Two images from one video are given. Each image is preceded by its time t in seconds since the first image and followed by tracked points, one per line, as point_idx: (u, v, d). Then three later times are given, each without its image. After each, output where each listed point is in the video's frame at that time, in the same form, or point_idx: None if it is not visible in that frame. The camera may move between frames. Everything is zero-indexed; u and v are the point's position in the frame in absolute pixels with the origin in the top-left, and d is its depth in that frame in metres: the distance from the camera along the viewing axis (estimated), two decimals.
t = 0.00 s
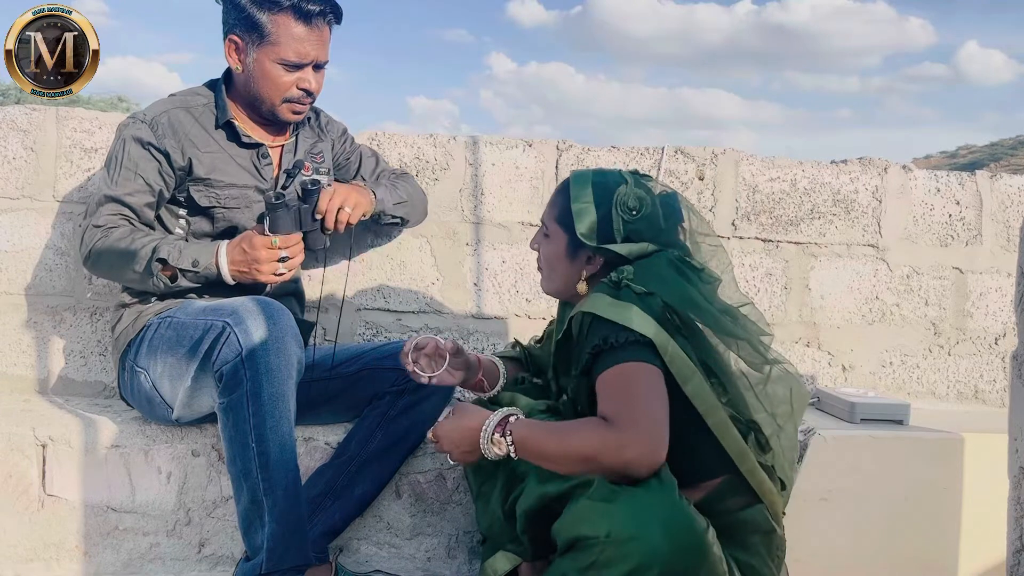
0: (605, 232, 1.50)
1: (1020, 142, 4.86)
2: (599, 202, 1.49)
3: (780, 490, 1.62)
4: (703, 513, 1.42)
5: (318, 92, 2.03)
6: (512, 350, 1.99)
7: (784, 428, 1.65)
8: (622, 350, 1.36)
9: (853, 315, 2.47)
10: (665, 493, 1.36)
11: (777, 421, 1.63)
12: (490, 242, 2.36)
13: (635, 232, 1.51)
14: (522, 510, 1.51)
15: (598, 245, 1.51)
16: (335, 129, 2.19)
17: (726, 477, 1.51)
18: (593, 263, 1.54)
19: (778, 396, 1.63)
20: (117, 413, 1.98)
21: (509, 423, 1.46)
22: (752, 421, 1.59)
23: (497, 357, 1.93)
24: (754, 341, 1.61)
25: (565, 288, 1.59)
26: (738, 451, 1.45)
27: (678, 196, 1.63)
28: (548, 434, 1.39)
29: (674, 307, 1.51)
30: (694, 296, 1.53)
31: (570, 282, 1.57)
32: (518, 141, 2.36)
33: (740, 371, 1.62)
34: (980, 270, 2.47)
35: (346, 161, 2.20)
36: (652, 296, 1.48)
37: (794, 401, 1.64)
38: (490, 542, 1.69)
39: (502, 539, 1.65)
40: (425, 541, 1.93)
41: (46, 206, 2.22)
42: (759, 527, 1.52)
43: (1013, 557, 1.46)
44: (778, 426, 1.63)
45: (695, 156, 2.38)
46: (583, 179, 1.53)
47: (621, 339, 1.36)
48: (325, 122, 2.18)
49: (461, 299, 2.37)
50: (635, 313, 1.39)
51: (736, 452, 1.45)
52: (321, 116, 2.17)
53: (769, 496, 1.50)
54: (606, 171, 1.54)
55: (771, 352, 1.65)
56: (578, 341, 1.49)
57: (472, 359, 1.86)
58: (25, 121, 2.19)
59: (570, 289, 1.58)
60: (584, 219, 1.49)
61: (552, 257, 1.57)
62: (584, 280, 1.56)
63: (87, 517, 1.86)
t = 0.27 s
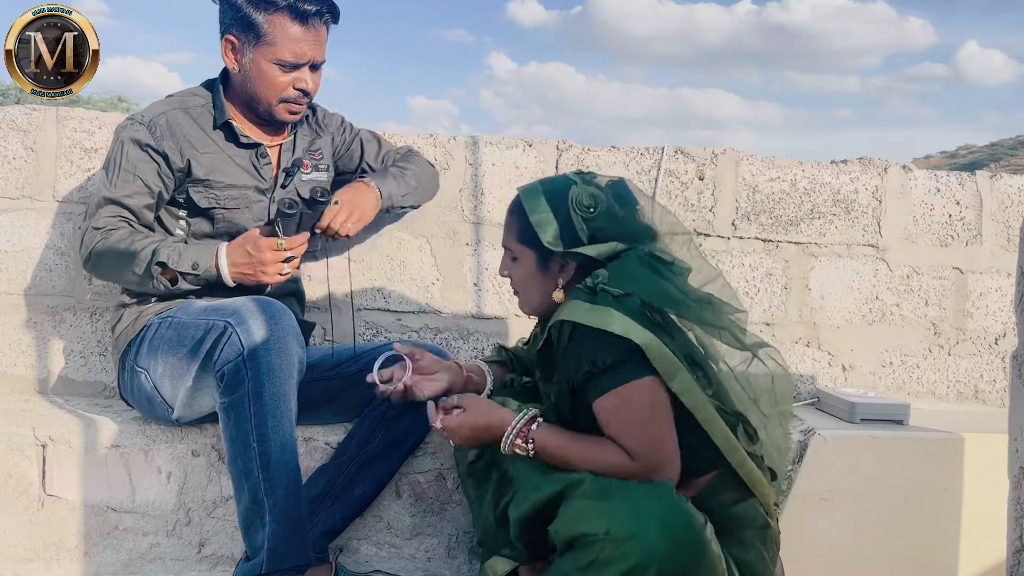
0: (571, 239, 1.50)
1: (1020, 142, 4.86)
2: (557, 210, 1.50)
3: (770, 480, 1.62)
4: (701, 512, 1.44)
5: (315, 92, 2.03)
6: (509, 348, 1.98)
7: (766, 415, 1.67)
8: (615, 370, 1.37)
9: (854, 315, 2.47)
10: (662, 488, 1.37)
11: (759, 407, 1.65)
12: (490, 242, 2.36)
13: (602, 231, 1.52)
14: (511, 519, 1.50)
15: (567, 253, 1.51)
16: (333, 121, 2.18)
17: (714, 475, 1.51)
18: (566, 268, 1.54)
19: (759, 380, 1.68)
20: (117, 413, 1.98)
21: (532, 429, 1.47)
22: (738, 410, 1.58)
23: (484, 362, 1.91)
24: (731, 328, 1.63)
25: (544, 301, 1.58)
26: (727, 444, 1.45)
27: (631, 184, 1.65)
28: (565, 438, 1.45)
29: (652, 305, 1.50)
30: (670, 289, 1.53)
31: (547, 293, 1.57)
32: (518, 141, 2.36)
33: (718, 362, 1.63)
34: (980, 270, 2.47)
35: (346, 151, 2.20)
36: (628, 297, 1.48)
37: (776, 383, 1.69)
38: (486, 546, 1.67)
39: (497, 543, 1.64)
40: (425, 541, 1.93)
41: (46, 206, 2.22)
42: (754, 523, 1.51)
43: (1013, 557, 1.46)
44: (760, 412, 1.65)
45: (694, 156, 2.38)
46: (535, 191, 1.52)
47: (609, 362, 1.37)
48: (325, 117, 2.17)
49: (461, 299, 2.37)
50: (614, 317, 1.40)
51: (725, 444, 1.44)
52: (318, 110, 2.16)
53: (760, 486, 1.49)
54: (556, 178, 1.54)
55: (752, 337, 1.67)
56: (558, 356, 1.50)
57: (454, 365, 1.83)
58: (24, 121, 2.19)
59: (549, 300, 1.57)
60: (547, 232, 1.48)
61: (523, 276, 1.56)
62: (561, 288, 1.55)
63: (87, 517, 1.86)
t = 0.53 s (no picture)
0: (572, 243, 1.50)
1: (1020, 142, 4.86)
2: (557, 214, 1.49)
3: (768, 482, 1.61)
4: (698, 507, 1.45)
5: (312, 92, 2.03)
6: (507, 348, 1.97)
7: (766, 417, 1.66)
8: (601, 379, 1.38)
9: (854, 315, 2.47)
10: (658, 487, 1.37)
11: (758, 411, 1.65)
12: (490, 242, 2.36)
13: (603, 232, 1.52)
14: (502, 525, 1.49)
15: (570, 256, 1.50)
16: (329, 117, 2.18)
17: (715, 476, 1.50)
18: (570, 272, 1.53)
19: (758, 384, 1.68)
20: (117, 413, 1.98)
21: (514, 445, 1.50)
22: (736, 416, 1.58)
23: (482, 365, 1.90)
24: (729, 331, 1.63)
25: (546, 307, 1.57)
26: (720, 450, 1.45)
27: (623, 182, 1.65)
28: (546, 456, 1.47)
29: (649, 309, 1.51)
30: (665, 293, 1.54)
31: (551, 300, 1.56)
32: (518, 141, 2.36)
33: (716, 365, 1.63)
34: (980, 270, 2.47)
35: (345, 141, 2.22)
36: (624, 303, 1.49)
37: (774, 386, 1.69)
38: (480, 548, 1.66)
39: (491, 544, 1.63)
40: (425, 541, 1.93)
41: (46, 206, 2.22)
42: (752, 523, 1.51)
43: (1013, 557, 1.46)
44: (758, 415, 1.65)
45: (694, 156, 2.38)
46: (532, 196, 1.52)
47: (597, 369, 1.39)
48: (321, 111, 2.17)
49: (461, 299, 2.37)
50: (605, 324, 1.41)
51: (716, 450, 1.45)
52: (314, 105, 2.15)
53: (758, 490, 1.49)
54: (553, 182, 1.54)
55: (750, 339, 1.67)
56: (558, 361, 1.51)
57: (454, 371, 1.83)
58: (24, 121, 2.19)
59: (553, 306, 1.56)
60: (549, 237, 1.48)
61: (525, 284, 1.54)
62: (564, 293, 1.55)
63: (87, 517, 1.86)
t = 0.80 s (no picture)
0: (578, 252, 1.48)
1: (1020, 142, 4.86)
2: (560, 223, 1.47)
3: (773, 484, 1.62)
4: (701, 510, 1.45)
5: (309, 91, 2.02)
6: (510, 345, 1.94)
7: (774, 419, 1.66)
8: (619, 385, 1.37)
9: (854, 315, 2.47)
10: (663, 490, 1.36)
11: (767, 412, 1.65)
12: (490, 242, 2.36)
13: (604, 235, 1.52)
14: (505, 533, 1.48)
15: (577, 265, 1.49)
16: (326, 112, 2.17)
17: (719, 478, 1.50)
18: (577, 281, 1.51)
19: (768, 385, 1.66)
20: (117, 414, 1.98)
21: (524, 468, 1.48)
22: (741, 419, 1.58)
23: (483, 371, 1.89)
24: (733, 333, 1.63)
25: (553, 316, 1.56)
26: (732, 452, 1.45)
27: (613, 179, 1.65)
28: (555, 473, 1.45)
29: (659, 312, 1.51)
30: (674, 296, 1.54)
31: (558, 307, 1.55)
32: (518, 141, 2.36)
33: (724, 366, 1.63)
34: (980, 270, 2.47)
35: (343, 133, 2.21)
36: (636, 307, 1.48)
37: (782, 387, 1.68)
38: (478, 551, 1.66)
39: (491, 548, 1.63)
40: (425, 541, 1.93)
41: (45, 206, 2.22)
42: (756, 523, 1.51)
43: (1013, 557, 1.46)
44: (766, 416, 1.65)
45: (694, 156, 2.38)
46: (530, 206, 1.49)
47: (614, 375, 1.36)
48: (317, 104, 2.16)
49: (462, 299, 2.37)
50: (620, 327, 1.40)
51: (729, 452, 1.45)
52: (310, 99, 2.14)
53: (767, 492, 1.50)
54: (548, 191, 1.51)
55: (755, 339, 1.67)
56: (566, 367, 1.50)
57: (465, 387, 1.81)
58: (24, 121, 2.19)
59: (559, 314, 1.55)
60: (555, 248, 1.46)
61: (531, 297, 1.52)
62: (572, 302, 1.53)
63: (87, 517, 1.86)
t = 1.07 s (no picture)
0: (571, 259, 1.49)
1: (1020, 142, 4.86)
2: (553, 232, 1.48)
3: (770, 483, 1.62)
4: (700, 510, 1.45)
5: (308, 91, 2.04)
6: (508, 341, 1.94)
7: (769, 418, 1.66)
8: (614, 389, 1.37)
9: (854, 315, 2.47)
10: (662, 491, 1.36)
11: (762, 412, 1.65)
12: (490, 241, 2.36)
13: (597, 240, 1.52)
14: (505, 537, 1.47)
15: (572, 274, 1.49)
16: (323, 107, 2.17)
17: (715, 479, 1.50)
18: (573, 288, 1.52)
19: (763, 385, 1.66)
20: (117, 414, 1.98)
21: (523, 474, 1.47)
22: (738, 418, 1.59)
23: (482, 374, 1.89)
24: (730, 332, 1.63)
25: (548, 325, 1.56)
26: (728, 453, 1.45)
27: (595, 180, 1.66)
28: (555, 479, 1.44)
29: (653, 314, 1.51)
30: (668, 298, 1.54)
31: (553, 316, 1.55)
32: (518, 141, 2.36)
33: (719, 366, 1.63)
34: (980, 270, 2.47)
35: (340, 122, 2.20)
36: (629, 309, 1.48)
37: (777, 386, 1.67)
38: (478, 553, 1.66)
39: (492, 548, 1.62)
40: (425, 541, 1.93)
41: (45, 206, 2.22)
42: (755, 523, 1.51)
43: (1013, 557, 1.46)
44: (761, 416, 1.65)
45: (694, 156, 2.38)
46: (521, 216, 1.49)
47: (609, 378, 1.37)
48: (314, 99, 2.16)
49: (462, 299, 2.37)
50: (613, 331, 1.40)
51: (725, 454, 1.45)
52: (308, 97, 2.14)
53: (764, 491, 1.50)
54: (537, 200, 1.52)
55: (750, 338, 1.66)
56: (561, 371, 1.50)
57: (468, 392, 1.80)
58: (24, 121, 2.19)
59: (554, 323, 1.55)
60: (549, 257, 1.45)
61: (527, 307, 1.52)
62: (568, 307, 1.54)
63: (87, 517, 1.86)
